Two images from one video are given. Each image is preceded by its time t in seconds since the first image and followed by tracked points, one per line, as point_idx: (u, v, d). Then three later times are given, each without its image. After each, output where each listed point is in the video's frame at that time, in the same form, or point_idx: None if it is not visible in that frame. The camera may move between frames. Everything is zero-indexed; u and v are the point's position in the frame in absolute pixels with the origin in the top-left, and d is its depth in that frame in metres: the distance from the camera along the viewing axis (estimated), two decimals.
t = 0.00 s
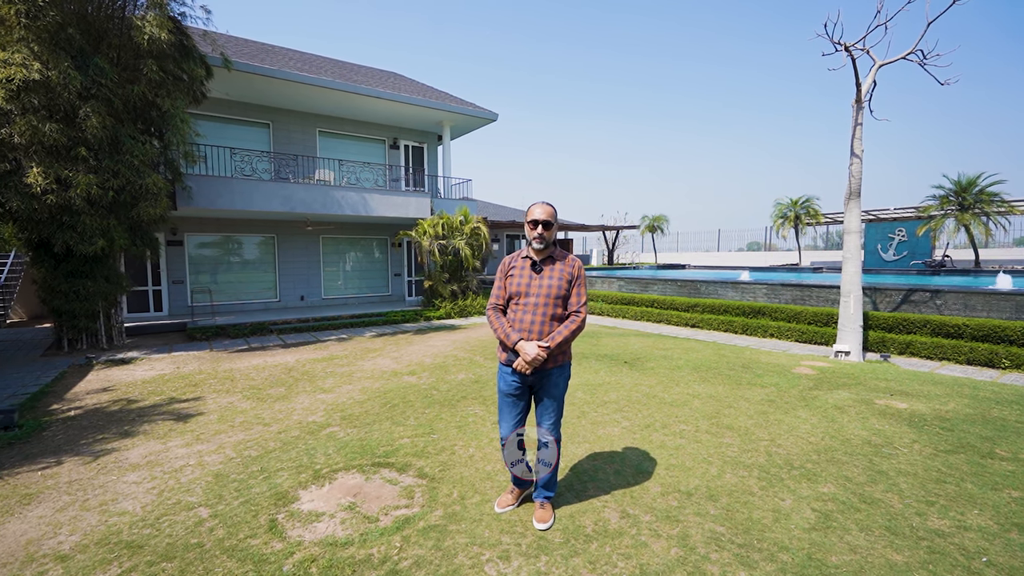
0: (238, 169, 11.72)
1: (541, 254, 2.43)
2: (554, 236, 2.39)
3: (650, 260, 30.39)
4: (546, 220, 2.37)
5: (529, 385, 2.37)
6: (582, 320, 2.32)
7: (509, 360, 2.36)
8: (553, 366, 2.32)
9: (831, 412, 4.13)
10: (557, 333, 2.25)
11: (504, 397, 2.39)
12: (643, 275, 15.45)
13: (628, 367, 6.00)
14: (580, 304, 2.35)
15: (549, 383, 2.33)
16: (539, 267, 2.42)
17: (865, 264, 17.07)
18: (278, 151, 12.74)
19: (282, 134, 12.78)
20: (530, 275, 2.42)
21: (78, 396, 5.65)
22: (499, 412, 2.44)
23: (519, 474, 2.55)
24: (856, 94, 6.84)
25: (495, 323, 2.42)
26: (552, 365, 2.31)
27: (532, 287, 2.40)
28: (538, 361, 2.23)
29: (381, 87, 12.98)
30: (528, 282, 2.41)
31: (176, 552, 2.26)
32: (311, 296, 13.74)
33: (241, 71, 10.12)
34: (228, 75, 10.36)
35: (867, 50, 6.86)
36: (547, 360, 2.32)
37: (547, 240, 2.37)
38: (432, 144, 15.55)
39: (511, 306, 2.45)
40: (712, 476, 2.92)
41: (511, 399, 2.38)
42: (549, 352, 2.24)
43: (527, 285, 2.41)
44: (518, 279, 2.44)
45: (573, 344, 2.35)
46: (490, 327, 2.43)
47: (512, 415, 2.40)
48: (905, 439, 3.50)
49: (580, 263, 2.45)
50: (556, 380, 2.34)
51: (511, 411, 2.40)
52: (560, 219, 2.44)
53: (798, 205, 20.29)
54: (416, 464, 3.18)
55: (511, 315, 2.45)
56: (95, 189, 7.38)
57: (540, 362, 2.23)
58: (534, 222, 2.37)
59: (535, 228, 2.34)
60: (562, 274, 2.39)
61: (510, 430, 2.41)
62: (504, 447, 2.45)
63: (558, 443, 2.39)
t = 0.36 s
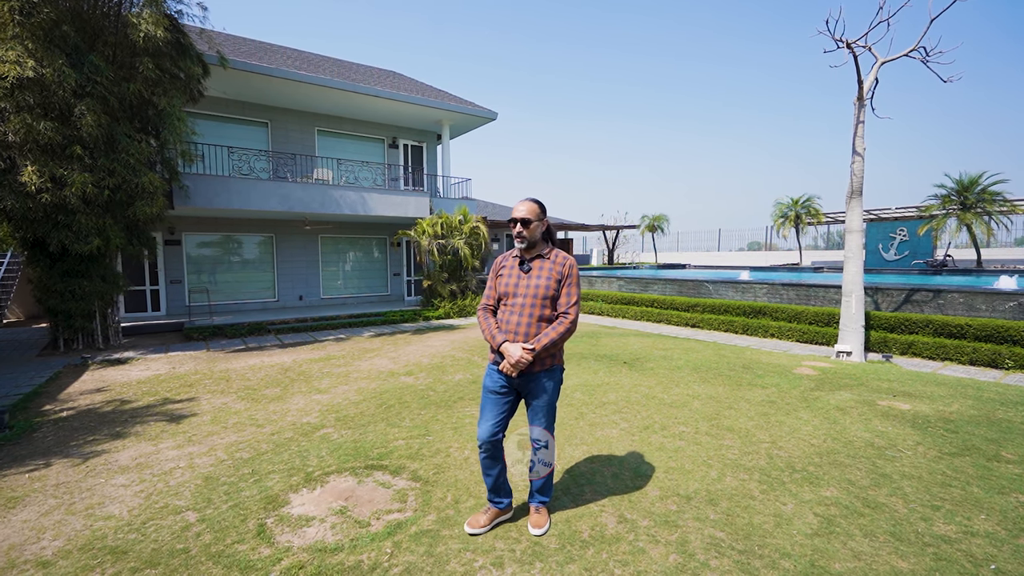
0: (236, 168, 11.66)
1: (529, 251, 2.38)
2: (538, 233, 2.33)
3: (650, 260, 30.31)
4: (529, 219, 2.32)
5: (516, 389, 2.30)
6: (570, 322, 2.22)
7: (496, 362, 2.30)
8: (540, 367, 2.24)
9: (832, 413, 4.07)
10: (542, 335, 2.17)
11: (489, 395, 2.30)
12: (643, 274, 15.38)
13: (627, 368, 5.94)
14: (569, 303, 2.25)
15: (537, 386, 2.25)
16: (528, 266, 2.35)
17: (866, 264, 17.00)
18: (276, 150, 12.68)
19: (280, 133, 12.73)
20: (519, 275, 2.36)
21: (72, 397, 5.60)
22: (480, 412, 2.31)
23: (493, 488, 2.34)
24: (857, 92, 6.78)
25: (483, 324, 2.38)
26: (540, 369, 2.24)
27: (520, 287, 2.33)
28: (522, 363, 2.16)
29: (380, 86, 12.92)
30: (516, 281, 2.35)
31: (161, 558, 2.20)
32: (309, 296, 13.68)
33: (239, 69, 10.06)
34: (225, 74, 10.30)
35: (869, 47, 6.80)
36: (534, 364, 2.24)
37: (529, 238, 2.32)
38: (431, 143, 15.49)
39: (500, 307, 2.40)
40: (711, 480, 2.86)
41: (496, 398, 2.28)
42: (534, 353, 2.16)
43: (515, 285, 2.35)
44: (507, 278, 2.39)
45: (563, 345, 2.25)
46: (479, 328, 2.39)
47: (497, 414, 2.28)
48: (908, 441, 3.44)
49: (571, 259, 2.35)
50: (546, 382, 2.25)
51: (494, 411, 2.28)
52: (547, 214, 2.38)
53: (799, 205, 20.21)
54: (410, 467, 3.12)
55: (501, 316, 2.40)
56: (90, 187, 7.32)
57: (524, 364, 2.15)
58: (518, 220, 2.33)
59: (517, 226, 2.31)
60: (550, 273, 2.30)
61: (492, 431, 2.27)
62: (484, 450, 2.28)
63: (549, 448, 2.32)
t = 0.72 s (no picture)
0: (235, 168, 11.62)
1: (503, 253, 2.36)
2: (505, 234, 2.29)
3: (650, 260, 30.27)
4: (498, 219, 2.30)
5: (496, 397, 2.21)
6: (544, 327, 2.11)
7: (474, 369, 2.26)
8: (515, 376, 2.14)
9: (834, 415, 4.02)
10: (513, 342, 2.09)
11: (468, 405, 2.24)
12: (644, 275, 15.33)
13: (627, 369, 5.89)
14: (543, 307, 2.15)
15: (515, 394, 2.16)
16: (502, 268, 2.30)
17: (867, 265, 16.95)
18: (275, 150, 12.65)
19: (279, 133, 12.69)
20: (494, 278, 2.32)
21: (67, 398, 5.55)
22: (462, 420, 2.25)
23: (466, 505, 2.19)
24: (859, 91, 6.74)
25: (463, 329, 2.37)
26: (516, 377, 2.14)
27: (494, 290, 2.29)
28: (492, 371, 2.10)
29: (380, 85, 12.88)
30: (491, 284, 2.31)
31: (150, 563, 2.16)
32: (308, 296, 13.64)
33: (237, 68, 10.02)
34: (223, 73, 10.27)
35: (870, 46, 6.75)
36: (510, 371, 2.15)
37: (497, 239, 2.31)
38: (431, 143, 15.45)
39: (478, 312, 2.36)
40: (711, 483, 2.82)
41: (476, 406, 2.22)
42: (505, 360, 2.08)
43: (491, 289, 2.30)
44: (483, 282, 2.35)
45: (538, 352, 2.15)
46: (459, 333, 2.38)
47: (478, 422, 2.22)
48: (912, 443, 3.39)
49: (547, 260, 2.25)
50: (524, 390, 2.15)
51: (474, 419, 2.21)
52: (519, 215, 2.32)
53: (800, 205, 20.14)
54: (406, 469, 3.08)
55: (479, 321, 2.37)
56: (87, 187, 7.28)
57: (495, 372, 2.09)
58: (487, 220, 2.33)
59: (484, 228, 2.32)
60: (523, 275, 2.23)
61: (473, 441, 2.20)
62: (463, 460, 2.18)
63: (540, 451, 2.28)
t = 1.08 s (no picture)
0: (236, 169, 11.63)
1: (464, 254, 2.31)
2: (459, 236, 2.24)
3: (650, 261, 30.27)
4: (454, 221, 2.25)
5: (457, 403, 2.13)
6: (495, 333, 1.99)
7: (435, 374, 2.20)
8: (470, 382, 2.06)
9: (835, 417, 4.02)
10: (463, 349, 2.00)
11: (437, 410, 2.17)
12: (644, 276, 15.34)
13: (628, 370, 5.89)
14: (496, 313, 2.02)
15: (474, 400, 2.09)
16: (460, 269, 2.21)
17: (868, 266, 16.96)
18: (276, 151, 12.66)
19: (280, 134, 12.71)
20: (453, 279, 2.24)
21: (68, 399, 5.56)
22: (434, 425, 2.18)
23: (460, 508, 2.17)
24: (860, 93, 6.74)
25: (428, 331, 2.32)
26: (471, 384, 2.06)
27: (452, 292, 2.22)
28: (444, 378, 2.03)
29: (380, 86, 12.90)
30: (450, 286, 2.23)
31: (150, 564, 2.16)
32: (309, 296, 13.65)
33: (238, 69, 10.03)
34: (224, 75, 10.28)
35: (871, 48, 6.74)
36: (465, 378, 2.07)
37: (452, 240, 2.28)
38: (431, 144, 15.46)
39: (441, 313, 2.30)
40: (712, 485, 2.82)
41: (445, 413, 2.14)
42: (454, 368, 2.00)
43: (449, 290, 2.23)
44: (445, 283, 2.28)
45: (493, 359, 2.04)
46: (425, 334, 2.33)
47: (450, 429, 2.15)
48: (913, 445, 3.39)
49: (504, 262, 2.11)
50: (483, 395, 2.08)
51: (445, 426, 2.14)
52: (474, 217, 2.24)
53: (800, 207, 20.15)
54: (406, 471, 3.08)
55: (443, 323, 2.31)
56: (88, 188, 7.29)
57: (446, 380, 2.02)
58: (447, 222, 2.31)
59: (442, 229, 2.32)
60: (478, 277, 2.12)
61: (449, 444, 2.14)
62: (445, 465, 2.14)
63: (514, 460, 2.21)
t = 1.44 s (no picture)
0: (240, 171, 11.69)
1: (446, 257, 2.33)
2: (439, 239, 2.25)
3: (651, 263, 30.31)
4: (436, 225, 2.26)
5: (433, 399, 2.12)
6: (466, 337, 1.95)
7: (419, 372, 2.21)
8: (443, 385, 2.03)
9: (837, 418, 4.07)
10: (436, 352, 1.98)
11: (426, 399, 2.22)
12: (646, 278, 15.38)
13: (630, 371, 5.94)
14: (470, 317, 1.98)
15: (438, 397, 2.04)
16: (441, 272, 2.21)
17: (868, 268, 17.01)
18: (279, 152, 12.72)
19: (283, 135, 12.78)
20: (436, 283, 2.23)
21: (76, 398, 5.61)
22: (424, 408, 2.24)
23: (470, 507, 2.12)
24: (861, 97, 6.80)
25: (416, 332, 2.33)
26: (443, 386, 2.02)
27: (434, 295, 2.22)
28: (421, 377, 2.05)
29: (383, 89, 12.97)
30: (433, 289, 2.22)
31: (168, 558, 2.21)
32: (311, 297, 13.71)
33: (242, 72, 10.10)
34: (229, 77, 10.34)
35: (872, 52, 6.79)
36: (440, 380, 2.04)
37: (434, 243, 2.29)
38: (434, 146, 15.53)
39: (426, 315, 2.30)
40: (716, 483, 2.87)
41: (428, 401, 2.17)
42: (428, 369, 2.00)
43: (432, 293, 2.22)
44: (430, 286, 2.28)
45: (467, 362, 2.00)
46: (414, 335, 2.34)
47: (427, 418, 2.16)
48: (913, 445, 3.44)
49: (481, 265, 2.06)
50: (445, 396, 2.02)
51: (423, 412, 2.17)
52: (454, 222, 2.24)
53: (801, 209, 20.21)
54: (415, 469, 3.13)
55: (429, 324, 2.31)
56: (95, 189, 7.35)
57: (422, 381, 2.03)
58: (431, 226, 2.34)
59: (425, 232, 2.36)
60: (455, 281, 2.09)
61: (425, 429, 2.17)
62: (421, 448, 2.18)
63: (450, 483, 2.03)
